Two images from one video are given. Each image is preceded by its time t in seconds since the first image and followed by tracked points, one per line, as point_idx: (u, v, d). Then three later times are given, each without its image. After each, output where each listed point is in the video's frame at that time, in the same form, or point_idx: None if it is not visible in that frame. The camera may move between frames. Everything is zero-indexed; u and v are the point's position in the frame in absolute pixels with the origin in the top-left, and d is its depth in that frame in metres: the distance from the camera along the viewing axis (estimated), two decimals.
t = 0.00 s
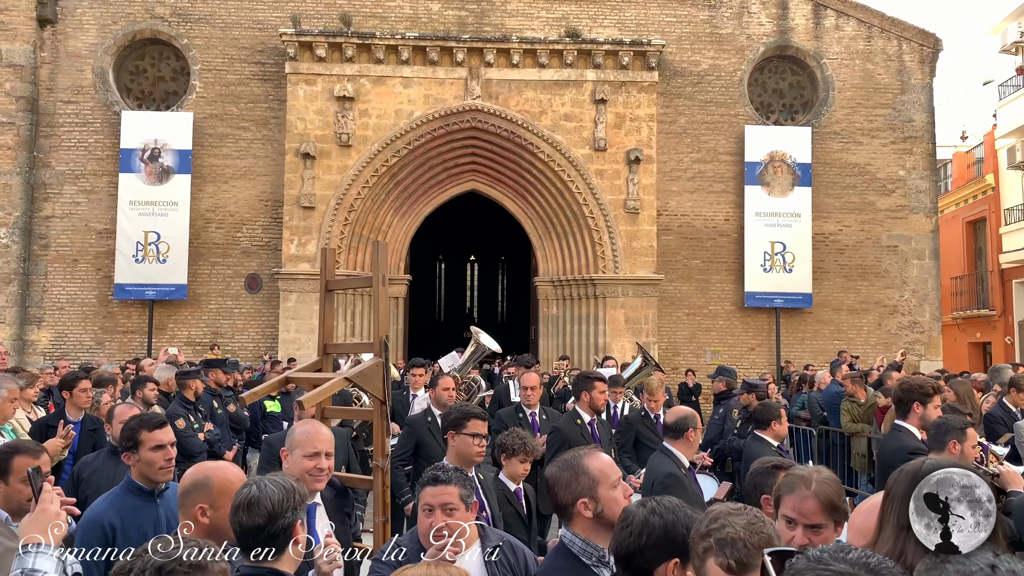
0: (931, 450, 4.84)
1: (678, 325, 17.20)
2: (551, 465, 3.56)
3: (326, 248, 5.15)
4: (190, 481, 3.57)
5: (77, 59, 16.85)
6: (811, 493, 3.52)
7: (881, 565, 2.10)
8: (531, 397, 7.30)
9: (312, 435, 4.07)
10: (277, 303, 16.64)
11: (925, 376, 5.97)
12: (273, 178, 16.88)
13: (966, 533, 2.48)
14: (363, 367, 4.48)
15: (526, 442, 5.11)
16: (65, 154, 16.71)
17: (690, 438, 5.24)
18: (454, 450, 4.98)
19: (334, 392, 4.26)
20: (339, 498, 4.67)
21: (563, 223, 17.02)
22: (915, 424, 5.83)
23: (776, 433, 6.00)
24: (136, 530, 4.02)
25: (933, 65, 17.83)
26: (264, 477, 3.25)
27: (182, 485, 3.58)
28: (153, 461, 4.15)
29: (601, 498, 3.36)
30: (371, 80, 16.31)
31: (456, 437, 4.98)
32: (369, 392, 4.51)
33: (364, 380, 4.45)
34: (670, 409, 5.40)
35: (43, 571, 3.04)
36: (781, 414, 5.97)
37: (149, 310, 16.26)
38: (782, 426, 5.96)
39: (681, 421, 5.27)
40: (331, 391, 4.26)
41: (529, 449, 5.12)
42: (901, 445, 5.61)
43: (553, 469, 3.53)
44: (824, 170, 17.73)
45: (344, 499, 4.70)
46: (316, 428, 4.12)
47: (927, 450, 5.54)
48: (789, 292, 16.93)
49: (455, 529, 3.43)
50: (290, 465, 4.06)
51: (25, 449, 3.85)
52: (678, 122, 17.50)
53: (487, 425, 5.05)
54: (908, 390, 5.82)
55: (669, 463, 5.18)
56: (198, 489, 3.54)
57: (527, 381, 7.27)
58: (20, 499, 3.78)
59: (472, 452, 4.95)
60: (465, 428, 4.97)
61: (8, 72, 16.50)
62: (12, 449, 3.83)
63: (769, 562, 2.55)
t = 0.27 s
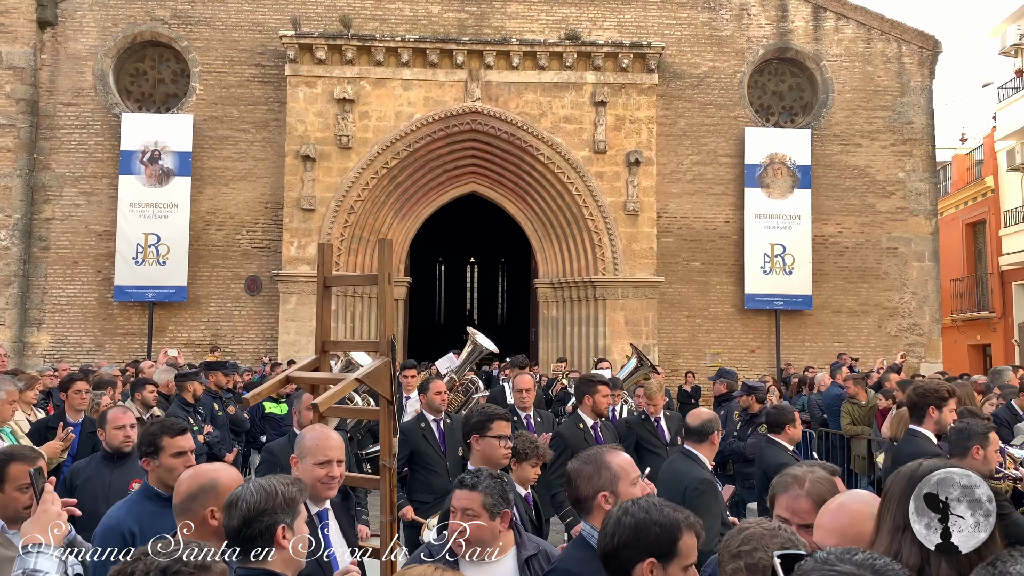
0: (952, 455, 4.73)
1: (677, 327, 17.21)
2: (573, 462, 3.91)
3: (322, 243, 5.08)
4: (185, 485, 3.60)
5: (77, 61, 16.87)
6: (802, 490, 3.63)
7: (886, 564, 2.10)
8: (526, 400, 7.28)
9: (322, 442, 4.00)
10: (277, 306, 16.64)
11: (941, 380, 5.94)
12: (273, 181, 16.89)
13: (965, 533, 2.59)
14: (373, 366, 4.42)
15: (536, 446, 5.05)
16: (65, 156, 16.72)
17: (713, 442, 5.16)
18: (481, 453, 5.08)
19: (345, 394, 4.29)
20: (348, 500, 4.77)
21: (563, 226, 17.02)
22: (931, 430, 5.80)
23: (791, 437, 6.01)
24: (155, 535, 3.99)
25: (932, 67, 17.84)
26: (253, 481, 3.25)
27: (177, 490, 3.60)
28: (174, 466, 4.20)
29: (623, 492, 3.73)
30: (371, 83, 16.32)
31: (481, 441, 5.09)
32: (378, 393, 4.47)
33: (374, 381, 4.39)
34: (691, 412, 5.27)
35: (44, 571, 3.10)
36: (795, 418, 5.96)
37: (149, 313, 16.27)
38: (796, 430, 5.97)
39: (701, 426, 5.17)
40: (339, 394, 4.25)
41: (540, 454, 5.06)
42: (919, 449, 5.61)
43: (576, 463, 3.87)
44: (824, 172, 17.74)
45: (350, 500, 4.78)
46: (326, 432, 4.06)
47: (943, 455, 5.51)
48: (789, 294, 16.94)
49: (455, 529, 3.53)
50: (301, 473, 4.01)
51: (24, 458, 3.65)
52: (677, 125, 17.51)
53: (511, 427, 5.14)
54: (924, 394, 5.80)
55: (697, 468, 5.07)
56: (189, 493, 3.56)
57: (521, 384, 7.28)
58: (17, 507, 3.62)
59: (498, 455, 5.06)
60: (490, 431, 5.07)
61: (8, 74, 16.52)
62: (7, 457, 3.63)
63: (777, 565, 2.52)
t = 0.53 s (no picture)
0: (976, 461, 4.65)
1: (677, 330, 17.20)
2: (589, 463, 4.12)
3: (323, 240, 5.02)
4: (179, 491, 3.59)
5: (77, 63, 16.88)
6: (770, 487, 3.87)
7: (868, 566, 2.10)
8: (523, 403, 7.24)
9: (331, 447, 3.97)
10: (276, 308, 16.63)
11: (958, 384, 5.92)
12: (273, 183, 16.89)
13: (965, 533, 2.66)
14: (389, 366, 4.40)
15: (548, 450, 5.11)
16: (65, 159, 16.73)
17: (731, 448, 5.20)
18: (505, 461, 4.91)
19: (365, 397, 4.25)
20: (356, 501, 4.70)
21: (563, 228, 17.02)
22: (948, 433, 5.79)
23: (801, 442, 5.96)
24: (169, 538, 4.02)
25: (932, 70, 17.86)
26: (247, 485, 3.25)
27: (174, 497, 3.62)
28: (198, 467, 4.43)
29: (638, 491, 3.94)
30: (371, 85, 16.34)
31: (506, 447, 4.92)
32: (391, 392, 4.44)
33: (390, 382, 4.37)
34: (709, 418, 5.30)
35: (44, 572, 2.97)
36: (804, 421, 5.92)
37: (149, 315, 16.26)
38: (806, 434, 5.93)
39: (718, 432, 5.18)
40: (362, 396, 4.24)
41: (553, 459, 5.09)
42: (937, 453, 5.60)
43: (592, 464, 4.08)
44: (824, 175, 17.75)
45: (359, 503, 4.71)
46: (335, 436, 4.03)
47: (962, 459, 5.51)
48: (789, 296, 16.94)
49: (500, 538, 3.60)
50: (311, 478, 3.99)
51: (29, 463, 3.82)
52: (677, 127, 17.52)
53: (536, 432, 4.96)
54: (941, 398, 5.79)
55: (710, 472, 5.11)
56: (184, 497, 3.56)
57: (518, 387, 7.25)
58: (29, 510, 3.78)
59: (525, 461, 4.88)
60: (515, 437, 4.90)
61: (8, 77, 16.54)
62: (14, 460, 3.81)
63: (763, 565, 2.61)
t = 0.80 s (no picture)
0: (996, 466, 4.61)
1: (677, 332, 17.20)
2: (596, 463, 4.14)
3: (331, 240, 4.99)
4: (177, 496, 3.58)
5: (77, 66, 16.89)
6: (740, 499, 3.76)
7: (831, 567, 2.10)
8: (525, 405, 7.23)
9: (349, 452, 3.98)
10: (276, 310, 16.63)
11: (970, 387, 5.94)
12: (273, 185, 16.89)
13: (965, 533, 2.66)
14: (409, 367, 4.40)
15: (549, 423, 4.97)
16: (65, 161, 16.73)
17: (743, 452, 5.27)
18: (531, 466, 4.91)
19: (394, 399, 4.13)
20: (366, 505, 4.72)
21: (563, 230, 17.01)
22: (959, 437, 5.81)
23: (806, 445, 5.80)
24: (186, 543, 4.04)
25: (932, 72, 17.88)
26: (245, 489, 3.26)
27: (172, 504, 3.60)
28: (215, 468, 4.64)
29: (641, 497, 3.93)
30: (371, 87, 16.35)
31: (533, 453, 4.92)
32: (409, 392, 4.44)
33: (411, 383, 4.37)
34: (722, 421, 5.28)
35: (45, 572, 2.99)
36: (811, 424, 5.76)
37: (149, 317, 16.26)
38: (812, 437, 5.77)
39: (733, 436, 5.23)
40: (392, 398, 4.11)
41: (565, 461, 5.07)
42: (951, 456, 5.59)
43: (595, 466, 4.09)
44: (823, 177, 17.75)
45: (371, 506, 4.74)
46: (351, 441, 4.02)
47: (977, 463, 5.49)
48: (789, 299, 16.94)
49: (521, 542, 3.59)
50: (326, 484, 3.98)
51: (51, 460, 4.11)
52: (677, 129, 17.54)
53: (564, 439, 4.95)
54: (954, 401, 5.79)
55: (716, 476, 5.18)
56: (183, 501, 3.55)
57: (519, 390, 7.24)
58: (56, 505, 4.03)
59: (553, 468, 4.87)
60: (541, 442, 4.91)
61: (8, 79, 16.55)
62: (33, 460, 4.07)
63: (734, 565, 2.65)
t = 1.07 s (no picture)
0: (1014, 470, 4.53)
1: (677, 334, 17.19)
2: (580, 473, 4.16)
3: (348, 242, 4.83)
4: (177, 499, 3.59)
5: (77, 68, 16.89)
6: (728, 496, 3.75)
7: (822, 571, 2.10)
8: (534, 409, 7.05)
9: (369, 454, 3.98)
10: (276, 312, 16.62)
11: (982, 391, 5.93)
12: (273, 187, 16.89)
13: (965, 533, 2.65)
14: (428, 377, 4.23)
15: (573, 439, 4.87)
16: (64, 163, 16.74)
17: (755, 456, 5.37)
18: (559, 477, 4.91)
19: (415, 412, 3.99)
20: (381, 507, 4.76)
21: (563, 233, 17.00)
22: (970, 440, 5.80)
23: (813, 447, 5.78)
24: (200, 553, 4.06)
25: (932, 75, 17.89)
26: (239, 492, 3.24)
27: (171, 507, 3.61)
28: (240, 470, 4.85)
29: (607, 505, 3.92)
30: (371, 90, 16.35)
31: (561, 462, 4.88)
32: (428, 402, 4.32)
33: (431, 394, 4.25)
34: (734, 424, 5.49)
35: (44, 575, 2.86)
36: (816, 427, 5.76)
37: (148, 319, 16.25)
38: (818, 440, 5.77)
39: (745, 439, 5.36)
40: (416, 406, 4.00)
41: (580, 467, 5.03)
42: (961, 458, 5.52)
43: (581, 476, 4.11)
44: (823, 179, 17.75)
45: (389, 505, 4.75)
46: (372, 444, 4.03)
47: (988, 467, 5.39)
48: (789, 301, 16.94)
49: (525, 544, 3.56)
50: (345, 486, 4.00)
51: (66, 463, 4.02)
52: (677, 132, 17.54)
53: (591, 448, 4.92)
54: (966, 405, 5.78)
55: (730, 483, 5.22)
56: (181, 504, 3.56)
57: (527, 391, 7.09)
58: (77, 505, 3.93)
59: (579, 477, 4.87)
60: (569, 453, 4.86)
61: (8, 81, 16.57)
62: (52, 463, 4.02)
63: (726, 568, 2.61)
